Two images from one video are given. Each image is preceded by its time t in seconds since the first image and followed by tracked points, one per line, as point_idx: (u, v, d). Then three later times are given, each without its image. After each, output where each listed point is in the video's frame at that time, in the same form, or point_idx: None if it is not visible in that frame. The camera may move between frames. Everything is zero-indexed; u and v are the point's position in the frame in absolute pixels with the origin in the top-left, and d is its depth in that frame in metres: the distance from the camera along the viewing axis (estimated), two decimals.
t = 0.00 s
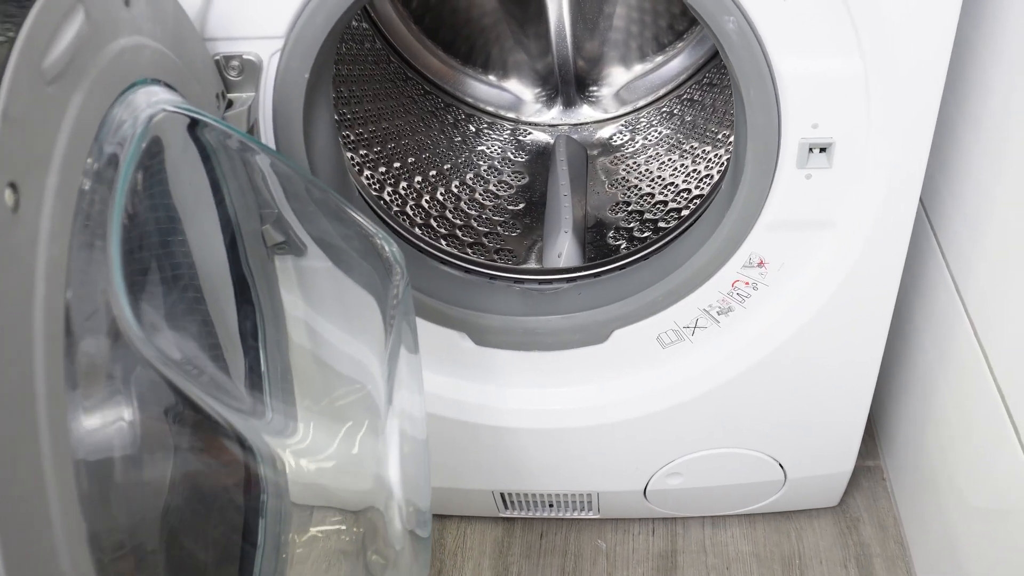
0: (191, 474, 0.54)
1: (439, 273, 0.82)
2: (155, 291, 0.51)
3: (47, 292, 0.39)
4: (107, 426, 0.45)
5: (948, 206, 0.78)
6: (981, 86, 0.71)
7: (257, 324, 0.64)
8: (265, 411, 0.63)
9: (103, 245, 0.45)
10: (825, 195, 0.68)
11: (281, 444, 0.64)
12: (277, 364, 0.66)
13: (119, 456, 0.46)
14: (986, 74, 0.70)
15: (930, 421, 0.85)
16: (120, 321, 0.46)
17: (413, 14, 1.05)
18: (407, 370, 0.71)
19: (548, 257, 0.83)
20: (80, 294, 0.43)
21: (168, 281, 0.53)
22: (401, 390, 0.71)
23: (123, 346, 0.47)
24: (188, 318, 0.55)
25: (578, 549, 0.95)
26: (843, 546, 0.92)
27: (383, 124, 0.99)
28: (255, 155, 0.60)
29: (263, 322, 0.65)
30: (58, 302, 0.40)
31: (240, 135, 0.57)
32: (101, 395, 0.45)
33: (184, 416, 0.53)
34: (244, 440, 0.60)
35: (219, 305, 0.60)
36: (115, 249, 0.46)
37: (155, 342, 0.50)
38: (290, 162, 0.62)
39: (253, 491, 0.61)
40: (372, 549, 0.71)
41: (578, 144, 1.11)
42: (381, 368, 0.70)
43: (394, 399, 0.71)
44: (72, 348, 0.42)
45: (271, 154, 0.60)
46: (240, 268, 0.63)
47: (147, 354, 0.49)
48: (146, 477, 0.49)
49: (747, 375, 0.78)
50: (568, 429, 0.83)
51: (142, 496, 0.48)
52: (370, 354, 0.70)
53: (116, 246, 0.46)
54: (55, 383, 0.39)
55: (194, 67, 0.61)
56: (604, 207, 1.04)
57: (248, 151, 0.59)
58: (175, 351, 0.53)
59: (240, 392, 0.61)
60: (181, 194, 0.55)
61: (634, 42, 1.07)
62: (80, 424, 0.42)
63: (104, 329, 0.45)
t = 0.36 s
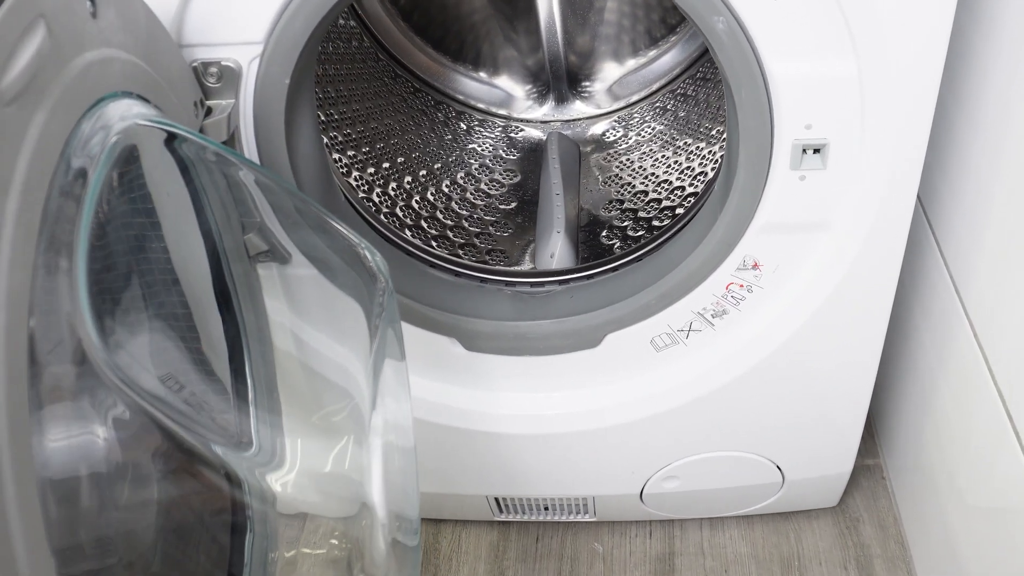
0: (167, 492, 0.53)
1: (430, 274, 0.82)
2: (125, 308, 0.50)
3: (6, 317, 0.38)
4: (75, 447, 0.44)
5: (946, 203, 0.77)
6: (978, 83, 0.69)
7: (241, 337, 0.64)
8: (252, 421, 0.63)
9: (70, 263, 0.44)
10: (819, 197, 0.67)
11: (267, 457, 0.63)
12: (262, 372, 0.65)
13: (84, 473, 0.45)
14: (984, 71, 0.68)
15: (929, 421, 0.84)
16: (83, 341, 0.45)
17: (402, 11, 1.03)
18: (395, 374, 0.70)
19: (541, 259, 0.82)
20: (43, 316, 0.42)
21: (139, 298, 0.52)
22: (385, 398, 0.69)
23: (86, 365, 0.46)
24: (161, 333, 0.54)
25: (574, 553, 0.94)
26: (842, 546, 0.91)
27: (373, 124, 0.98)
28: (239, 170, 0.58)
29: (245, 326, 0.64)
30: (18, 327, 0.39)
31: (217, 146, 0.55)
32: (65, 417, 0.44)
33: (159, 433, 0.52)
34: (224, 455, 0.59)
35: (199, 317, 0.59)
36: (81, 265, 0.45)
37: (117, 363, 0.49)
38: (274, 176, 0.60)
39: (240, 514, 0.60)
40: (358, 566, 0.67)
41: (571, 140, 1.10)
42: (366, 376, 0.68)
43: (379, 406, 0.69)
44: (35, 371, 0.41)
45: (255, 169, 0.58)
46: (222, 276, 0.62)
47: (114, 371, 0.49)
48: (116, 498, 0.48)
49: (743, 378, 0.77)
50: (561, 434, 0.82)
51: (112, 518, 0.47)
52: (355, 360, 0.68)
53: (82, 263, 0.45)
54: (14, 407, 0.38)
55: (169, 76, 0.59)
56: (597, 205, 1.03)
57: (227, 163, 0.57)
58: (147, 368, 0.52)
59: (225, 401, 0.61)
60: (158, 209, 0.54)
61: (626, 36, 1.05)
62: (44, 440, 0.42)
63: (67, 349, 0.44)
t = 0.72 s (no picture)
0: (167, 497, 0.53)
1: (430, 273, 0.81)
2: (124, 314, 0.50)
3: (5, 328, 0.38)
4: (75, 455, 0.44)
5: (950, 203, 0.76)
6: (984, 83, 0.68)
7: (240, 340, 0.64)
8: (253, 422, 0.63)
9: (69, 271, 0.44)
10: (823, 199, 0.66)
11: (269, 461, 0.63)
12: (262, 380, 0.65)
13: (83, 480, 0.45)
14: (989, 71, 0.67)
15: (931, 420, 0.84)
16: (81, 349, 0.45)
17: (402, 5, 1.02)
18: (396, 372, 0.71)
19: (541, 257, 0.82)
20: (42, 326, 0.42)
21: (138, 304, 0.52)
22: (387, 398, 0.70)
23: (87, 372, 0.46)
24: (161, 338, 0.54)
25: (575, 551, 0.94)
26: (843, 544, 0.91)
27: (373, 120, 0.97)
28: (240, 174, 0.58)
29: (243, 329, 0.64)
30: (18, 338, 0.39)
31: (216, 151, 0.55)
32: (65, 424, 0.44)
33: (159, 439, 0.52)
34: (224, 460, 0.59)
35: (200, 320, 0.59)
36: (80, 273, 0.45)
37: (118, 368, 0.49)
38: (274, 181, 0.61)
39: (240, 522, 0.60)
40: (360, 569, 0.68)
41: (572, 136, 1.09)
42: (367, 377, 0.68)
43: (380, 405, 0.70)
44: (33, 381, 0.41)
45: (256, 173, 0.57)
46: (222, 279, 0.62)
47: (114, 377, 0.48)
48: (116, 504, 0.48)
49: (745, 378, 0.77)
50: (563, 434, 0.82)
51: (111, 525, 0.47)
52: (357, 362, 0.68)
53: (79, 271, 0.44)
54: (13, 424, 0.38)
55: (168, 78, 0.59)
56: (599, 201, 1.02)
57: (227, 167, 0.57)
58: (146, 374, 0.52)
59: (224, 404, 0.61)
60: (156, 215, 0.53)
61: (627, 30, 1.04)
62: (43, 445, 0.42)
63: (66, 356, 0.44)
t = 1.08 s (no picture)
0: (172, 510, 0.53)
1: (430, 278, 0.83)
2: (128, 330, 0.50)
3: (13, 350, 0.38)
4: (80, 472, 0.44)
5: (953, 210, 0.76)
6: (989, 91, 0.68)
7: (242, 347, 0.64)
8: (256, 431, 0.64)
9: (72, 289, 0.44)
10: (826, 208, 0.66)
11: (271, 472, 0.63)
12: (265, 388, 0.66)
13: (89, 494, 0.45)
14: (994, 79, 0.67)
15: (932, 425, 0.84)
16: (85, 364, 0.45)
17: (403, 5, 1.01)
18: (398, 379, 0.70)
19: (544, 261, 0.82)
20: (47, 344, 0.42)
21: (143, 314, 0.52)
22: (390, 402, 0.69)
23: (91, 388, 0.46)
24: (167, 350, 0.54)
25: (577, 554, 0.94)
26: (844, 548, 0.92)
27: (375, 123, 0.97)
28: (243, 187, 0.57)
29: (245, 334, 0.65)
30: (24, 360, 0.39)
31: (219, 166, 0.55)
32: (71, 439, 0.44)
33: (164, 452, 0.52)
34: (228, 474, 0.59)
35: (202, 330, 0.59)
36: (84, 291, 0.45)
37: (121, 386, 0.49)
38: (280, 195, 0.60)
39: (241, 537, 0.60)
40: None
41: (574, 138, 1.09)
42: (371, 382, 0.68)
43: (383, 407, 0.69)
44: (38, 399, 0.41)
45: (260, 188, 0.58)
46: (225, 290, 0.62)
47: (117, 391, 0.49)
48: (122, 518, 0.48)
49: (747, 385, 0.77)
50: (567, 441, 0.82)
51: (117, 539, 0.47)
52: (360, 367, 0.68)
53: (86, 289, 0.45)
54: (20, 440, 0.38)
55: (172, 90, 0.59)
56: (601, 204, 1.02)
57: (230, 179, 0.56)
58: (149, 388, 0.52)
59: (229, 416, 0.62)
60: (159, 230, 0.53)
61: (630, 31, 1.03)
62: (50, 459, 0.42)
63: (68, 373, 0.44)
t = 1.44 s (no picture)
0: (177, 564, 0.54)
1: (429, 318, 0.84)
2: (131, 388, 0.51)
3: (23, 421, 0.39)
4: (87, 531, 0.45)
5: (941, 244, 0.77)
6: (970, 129, 0.69)
7: (243, 387, 0.65)
8: (259, 476, 0.65)
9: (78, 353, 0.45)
10: (819, 246, 0.67)
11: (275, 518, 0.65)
12: (269, 428, 0.67)
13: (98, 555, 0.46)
14: (976, 118, 0.68)
15: (928, 455, 0.85)
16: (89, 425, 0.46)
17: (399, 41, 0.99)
18: (400, 420, 0.71)
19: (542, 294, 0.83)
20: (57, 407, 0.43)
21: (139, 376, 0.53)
22: (393, 442, 0.70)
23: (94, 448, 0.47)
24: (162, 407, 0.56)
25: None
26: None
27: (373, 159, 0.98)
28: (247, 245, 0.59)
29: (247, 379, 0.65)
30: (36, 432, 0.39)
31: (224, 225, 0.57)
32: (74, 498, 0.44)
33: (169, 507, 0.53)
34: (226, 525, 0.60)
35: (207, 380, 0.61)
36: (92, 353, 0.46)
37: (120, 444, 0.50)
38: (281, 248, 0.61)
39: None
40: None
41: (569, 169, 1.07)
42: (374, 424, 0.69)
43: (387, 448, 0.69)
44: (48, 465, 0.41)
45: (264, 245, 0.59)
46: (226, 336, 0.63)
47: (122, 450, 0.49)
48: None
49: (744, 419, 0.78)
50: (568, 475, 0.84)
51: None
52: (362, 409, 0.69)
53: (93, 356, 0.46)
54: (34, 505, 0.39)
55: (174, 146, 0.59)
56: (597, 236, 1.03)
57: (231, 238, 0.58)
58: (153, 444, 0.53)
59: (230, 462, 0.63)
60: (160, 286, 0.55)
61: (622, 62, 1.00)
62: (58, 522, 0.43)
63: (74, 435, 0.45)
